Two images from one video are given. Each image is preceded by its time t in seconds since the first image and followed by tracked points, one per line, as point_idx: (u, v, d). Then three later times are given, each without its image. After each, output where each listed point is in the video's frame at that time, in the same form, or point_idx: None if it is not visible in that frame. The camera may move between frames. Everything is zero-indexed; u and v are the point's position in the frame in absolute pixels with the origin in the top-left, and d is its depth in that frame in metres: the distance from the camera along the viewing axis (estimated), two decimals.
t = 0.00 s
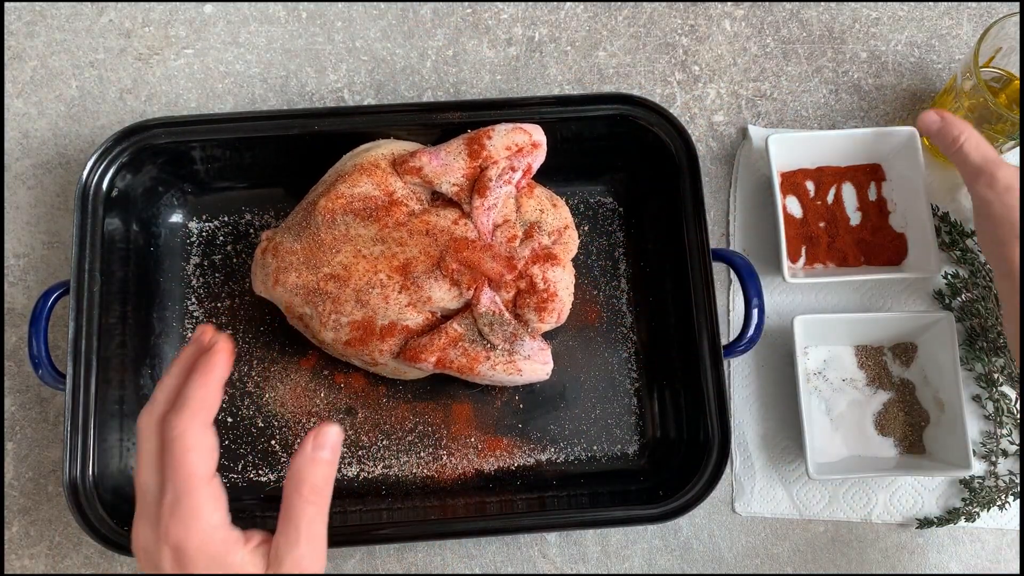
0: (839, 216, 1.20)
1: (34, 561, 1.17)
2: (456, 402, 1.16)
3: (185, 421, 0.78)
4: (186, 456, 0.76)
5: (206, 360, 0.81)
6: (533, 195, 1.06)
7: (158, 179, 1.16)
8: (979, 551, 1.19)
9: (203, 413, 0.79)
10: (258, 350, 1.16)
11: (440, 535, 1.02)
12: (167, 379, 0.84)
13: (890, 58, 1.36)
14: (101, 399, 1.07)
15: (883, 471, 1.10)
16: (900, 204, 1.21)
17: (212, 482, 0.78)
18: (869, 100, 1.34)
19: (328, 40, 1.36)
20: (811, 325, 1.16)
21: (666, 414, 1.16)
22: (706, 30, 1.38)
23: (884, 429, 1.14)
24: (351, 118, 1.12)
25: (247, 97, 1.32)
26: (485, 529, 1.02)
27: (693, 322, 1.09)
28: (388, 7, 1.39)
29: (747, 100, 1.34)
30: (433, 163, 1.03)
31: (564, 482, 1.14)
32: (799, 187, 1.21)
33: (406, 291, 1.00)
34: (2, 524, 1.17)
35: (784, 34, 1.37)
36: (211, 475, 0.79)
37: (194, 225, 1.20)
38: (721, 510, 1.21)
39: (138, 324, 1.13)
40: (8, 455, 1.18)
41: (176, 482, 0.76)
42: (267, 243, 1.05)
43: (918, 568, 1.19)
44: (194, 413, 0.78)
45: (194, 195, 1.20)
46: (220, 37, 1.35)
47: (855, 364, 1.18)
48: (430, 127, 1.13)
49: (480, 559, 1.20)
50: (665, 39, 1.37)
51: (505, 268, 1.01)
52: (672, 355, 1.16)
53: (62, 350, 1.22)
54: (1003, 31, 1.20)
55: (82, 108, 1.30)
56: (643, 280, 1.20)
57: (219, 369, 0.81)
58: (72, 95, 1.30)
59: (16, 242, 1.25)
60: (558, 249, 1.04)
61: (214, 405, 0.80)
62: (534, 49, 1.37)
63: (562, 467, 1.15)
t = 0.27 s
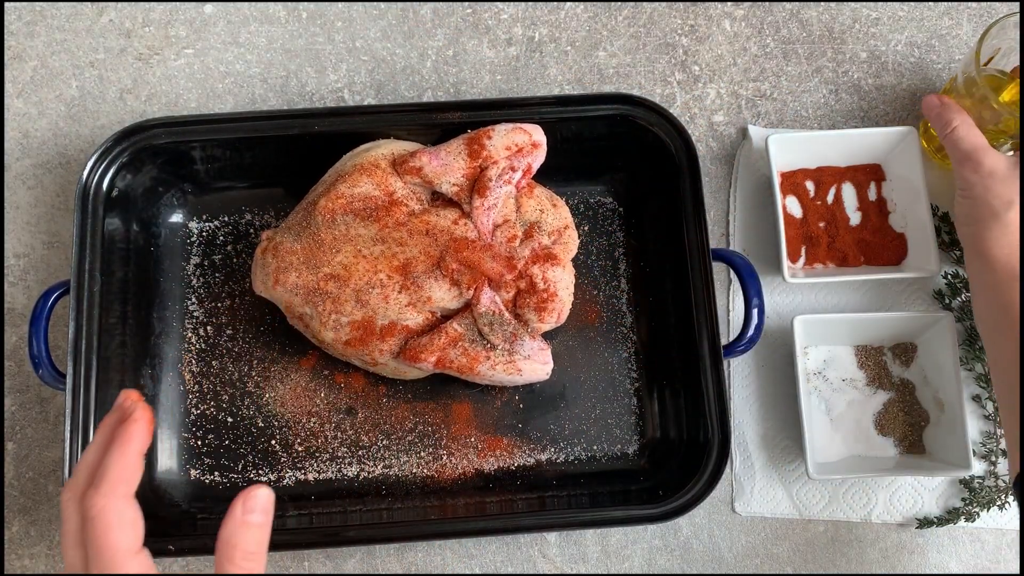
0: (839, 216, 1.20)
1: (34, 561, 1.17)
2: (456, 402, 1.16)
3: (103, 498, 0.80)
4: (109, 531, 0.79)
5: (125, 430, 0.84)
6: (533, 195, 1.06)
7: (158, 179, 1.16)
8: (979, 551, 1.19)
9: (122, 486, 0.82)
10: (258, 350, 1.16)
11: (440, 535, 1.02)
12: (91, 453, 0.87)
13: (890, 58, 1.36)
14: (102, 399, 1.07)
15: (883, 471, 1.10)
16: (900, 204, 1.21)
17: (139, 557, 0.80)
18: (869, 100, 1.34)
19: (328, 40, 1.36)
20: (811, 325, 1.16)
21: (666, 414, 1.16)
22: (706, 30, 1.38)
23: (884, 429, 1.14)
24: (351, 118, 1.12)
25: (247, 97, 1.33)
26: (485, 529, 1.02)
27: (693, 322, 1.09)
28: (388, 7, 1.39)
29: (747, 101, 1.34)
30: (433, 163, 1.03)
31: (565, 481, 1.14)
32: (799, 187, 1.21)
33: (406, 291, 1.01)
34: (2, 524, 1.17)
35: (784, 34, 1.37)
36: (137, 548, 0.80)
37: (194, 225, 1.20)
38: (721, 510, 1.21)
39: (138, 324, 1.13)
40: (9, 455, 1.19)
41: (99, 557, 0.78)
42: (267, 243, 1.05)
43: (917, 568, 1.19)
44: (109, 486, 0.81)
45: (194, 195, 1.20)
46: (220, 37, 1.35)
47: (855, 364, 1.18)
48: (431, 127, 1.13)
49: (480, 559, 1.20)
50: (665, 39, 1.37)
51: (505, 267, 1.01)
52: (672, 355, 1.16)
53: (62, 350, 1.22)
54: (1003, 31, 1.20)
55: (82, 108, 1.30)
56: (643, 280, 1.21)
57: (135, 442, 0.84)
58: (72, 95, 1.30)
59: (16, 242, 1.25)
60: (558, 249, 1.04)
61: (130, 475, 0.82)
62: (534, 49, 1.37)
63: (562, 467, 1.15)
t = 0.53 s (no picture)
0: (839, 216, 1.20)
1: (34, 561, 1.17)
2: (456, 402, 1.16)
3: (88, 472, 0.80)
4: (93, 501, 0.78)
5: (111, 409, 0.88)
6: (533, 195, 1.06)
7: (158, 179, 1.16)
8: (979, 551, 1.19)
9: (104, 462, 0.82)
10: (258, 350, 1.16)
11: (440, 535, 1.02)
12: (75, 439, 0.89)
13: (890, 58, 1.36)
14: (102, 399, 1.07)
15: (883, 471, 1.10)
16: (900, 204, 1.21)
17: (120, 528, 0.79)
18: (869, 100, 1.34)
19: (328, 40, 1.36)
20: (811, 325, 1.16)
21: (666, 414, 1.16)
22: (706, 30, 1.38)
23: (884, 429, 1.14)
24: (351, 118, 1.12)
25: (247, 97, 1.33)
26: (485, 529, 1.02)
27: (693, 322, 1.09)
28: (388, 7, 1.39)
29: (747, 101, 1.34)
30: (433, 163, 1.03)
31: (565, 482, 1.14)
32: (799, 188, 1.21)
33: (406, 291, 1.00)
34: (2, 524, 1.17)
35: (784, 34, 1.37)
36: (118, 520, 0.80)
37: (194, 225, 1.20)
38: (721, 510, 1.21)
39: (138, 323, 1.13)
40: (9, 455, 1.19)
41: (81, 528, 0.77)
42: (267, 243, 1.05)
43: (918, 568, 1.19)
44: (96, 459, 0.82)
45: (194, 195, 1.20)
46: (220, 37, 1.35)
47: (855, 365, 1.18)
48: (431, 127, 1.13)
49: (480, 559, 1.20)
50: (665, 39, 1.37)
51: (505, 267, 1.01)
52: (671, 355, 1.16)
53: (62, 350, 1.22)
54: None
55: (82, 108, 1.30)
56: (643, 280, 1.21)
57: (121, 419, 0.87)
58: (72, 95, 1.30)
59: (16, 242, 1.25)
60: (558, 249, 1.04)
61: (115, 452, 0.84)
62: (534, 49, 1.37)
63: (562, 467, 1.15)
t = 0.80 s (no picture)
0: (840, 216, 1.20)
1: (34, 561, 1.17)
2: (456, 401, 1.16)
3: (103, 411, 0.84)
4: (105, 441, 0.83)
5: (129, 352, 0.90)
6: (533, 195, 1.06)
7: (158, 179, 1.16)
8: (979, 551, 1.19)
9: (118, 402, 0.85)
10: (258, 350, 1.16)
11: (440, 535, 1.02)
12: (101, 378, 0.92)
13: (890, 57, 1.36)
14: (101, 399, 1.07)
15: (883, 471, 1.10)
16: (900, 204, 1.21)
17: (130, 466, 0.84)
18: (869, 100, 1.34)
19: (328, 40, 1.36)
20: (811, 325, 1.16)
21: (666, 414, 1.16)
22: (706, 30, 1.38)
23: (884, 429, 1.14)
24: (351, 118, 1.12)
25: (247, 97, 1.33)
26: (485, 529, 1.02)
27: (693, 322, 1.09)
28: (388, 7, 1.39)
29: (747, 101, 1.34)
30: (433, 163, 1.03)
31: (565, 482, 1.14)
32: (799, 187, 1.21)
33: (406, 290, 1.01)
34: (2, 524, 1.17)
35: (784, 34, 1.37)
36: (130, 458, 0.85)
37: (194, 225, 1.20)
38: (720, 510, 1.21)
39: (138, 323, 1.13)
40: (9, 455, 1.19)
41: (97, 461, 0.83)
42: (268, 243, 1.05)
43: (918, 568, 1.19)
44: (109, 402, 0.85)
45: (194, 195, 1.20)
46: (220, 37, 1.35)
47: (856, 364, 1.18)
48: (431, 127, 1.13)
49: (480, 559, 1.20)
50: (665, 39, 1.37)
51: (505, 267, 1.01)
52: (671, 355, 1.16)
53: (62, 350, 1.22)
54: None
55: (82, 108, 1.30)
56: (642, 280, 1.20)
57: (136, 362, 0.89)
58: (72, 95, 1.30)
59: (16, 242, 1.25)
60: (558, 249, 1.04)
61: (129, 393, 0.87)
62: (534, 49, 1.37)
63: (562, 467, 1.15)
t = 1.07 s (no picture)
0: (840, 216, 1.20)
1: (34, 561, 1.16)
2: (456, 402, 1.16)
3: (117, 383, 0.84)
4: (115, 410, 0.82)
5: (147, 325, 0.89)
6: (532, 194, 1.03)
7: (158, 179, 1.16)
8: (979, 551, 1.19)
9: (133, 375, 0.85)
10: (258, 351, 1.16)
11: (440, 535, 1.02)
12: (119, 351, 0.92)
13: (890, 57, 1.36)
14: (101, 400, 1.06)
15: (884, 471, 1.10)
16: (900, 204, 1.21)
17: (136, 439, 0.83)
18: (868, 100, 1.34)
19: (328, 40, 1.36)
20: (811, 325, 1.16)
21: (665, 414, 1.16)
22: (706, 30, 1.38)
23: (884, 429, 1.14)
24: (351, 118, 1.12)
25: (247, 97, 1.33)
26: (485, 529, 1.02)
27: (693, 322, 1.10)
28: (388, 7, 1.39)
29: (747, 100, 1.34)
30: (433, 162, 1.02)
31: (565, 482, 1.14)
32: (799, 187, 1.21)
33: (406, 290, 1.00)
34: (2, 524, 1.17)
35: (784, 34, 1.37)
36: (137, 432, 0.84)
37: (194, 225, 1.20)
38: (720, 510, 1.21)
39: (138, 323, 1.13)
40: (9, 455, 1.18)
41: (104, 431, 0.82)
42: (267, 243, 1.05)
43: (918, 568, 1.19)
44: (122, 373, 0.84)
45: (194, 195, 1.20)
46: (221, 37, 1.35)
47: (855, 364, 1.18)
48: (431, 127, 1.13)
49: (480, 559, 1.20)
50: (665, 39, 1.37)
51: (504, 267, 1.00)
52: (671, 355, 1.16)
53: (62, 350, 1.22)
54: None
55: (82, 108, 1.29)
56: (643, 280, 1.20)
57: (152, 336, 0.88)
58: (72, 95, 1.30)
59: (16, 242, 1.25)
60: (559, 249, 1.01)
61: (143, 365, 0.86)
62: (534, 49, 1.37)
63: (562, 467, 1.15)
